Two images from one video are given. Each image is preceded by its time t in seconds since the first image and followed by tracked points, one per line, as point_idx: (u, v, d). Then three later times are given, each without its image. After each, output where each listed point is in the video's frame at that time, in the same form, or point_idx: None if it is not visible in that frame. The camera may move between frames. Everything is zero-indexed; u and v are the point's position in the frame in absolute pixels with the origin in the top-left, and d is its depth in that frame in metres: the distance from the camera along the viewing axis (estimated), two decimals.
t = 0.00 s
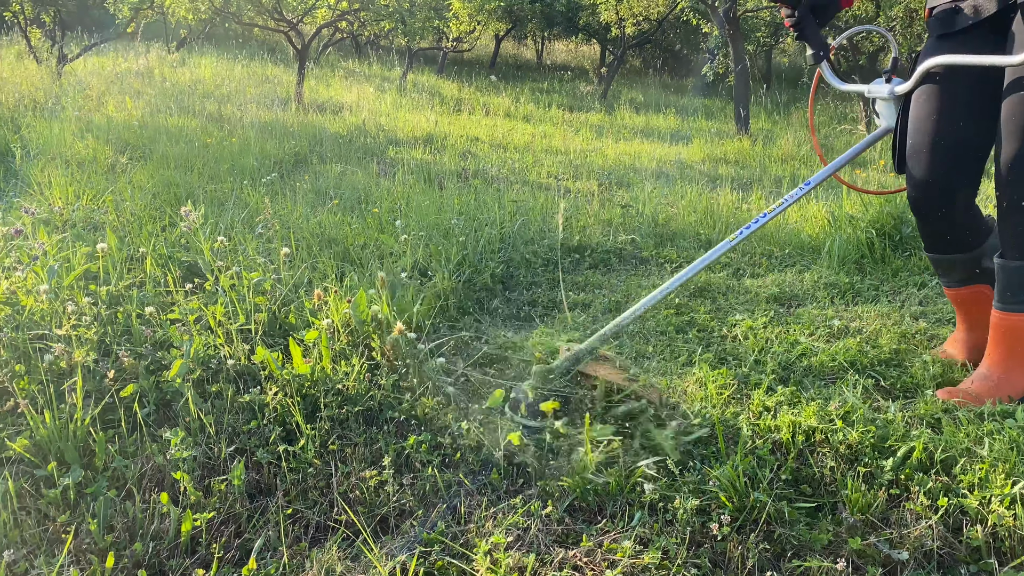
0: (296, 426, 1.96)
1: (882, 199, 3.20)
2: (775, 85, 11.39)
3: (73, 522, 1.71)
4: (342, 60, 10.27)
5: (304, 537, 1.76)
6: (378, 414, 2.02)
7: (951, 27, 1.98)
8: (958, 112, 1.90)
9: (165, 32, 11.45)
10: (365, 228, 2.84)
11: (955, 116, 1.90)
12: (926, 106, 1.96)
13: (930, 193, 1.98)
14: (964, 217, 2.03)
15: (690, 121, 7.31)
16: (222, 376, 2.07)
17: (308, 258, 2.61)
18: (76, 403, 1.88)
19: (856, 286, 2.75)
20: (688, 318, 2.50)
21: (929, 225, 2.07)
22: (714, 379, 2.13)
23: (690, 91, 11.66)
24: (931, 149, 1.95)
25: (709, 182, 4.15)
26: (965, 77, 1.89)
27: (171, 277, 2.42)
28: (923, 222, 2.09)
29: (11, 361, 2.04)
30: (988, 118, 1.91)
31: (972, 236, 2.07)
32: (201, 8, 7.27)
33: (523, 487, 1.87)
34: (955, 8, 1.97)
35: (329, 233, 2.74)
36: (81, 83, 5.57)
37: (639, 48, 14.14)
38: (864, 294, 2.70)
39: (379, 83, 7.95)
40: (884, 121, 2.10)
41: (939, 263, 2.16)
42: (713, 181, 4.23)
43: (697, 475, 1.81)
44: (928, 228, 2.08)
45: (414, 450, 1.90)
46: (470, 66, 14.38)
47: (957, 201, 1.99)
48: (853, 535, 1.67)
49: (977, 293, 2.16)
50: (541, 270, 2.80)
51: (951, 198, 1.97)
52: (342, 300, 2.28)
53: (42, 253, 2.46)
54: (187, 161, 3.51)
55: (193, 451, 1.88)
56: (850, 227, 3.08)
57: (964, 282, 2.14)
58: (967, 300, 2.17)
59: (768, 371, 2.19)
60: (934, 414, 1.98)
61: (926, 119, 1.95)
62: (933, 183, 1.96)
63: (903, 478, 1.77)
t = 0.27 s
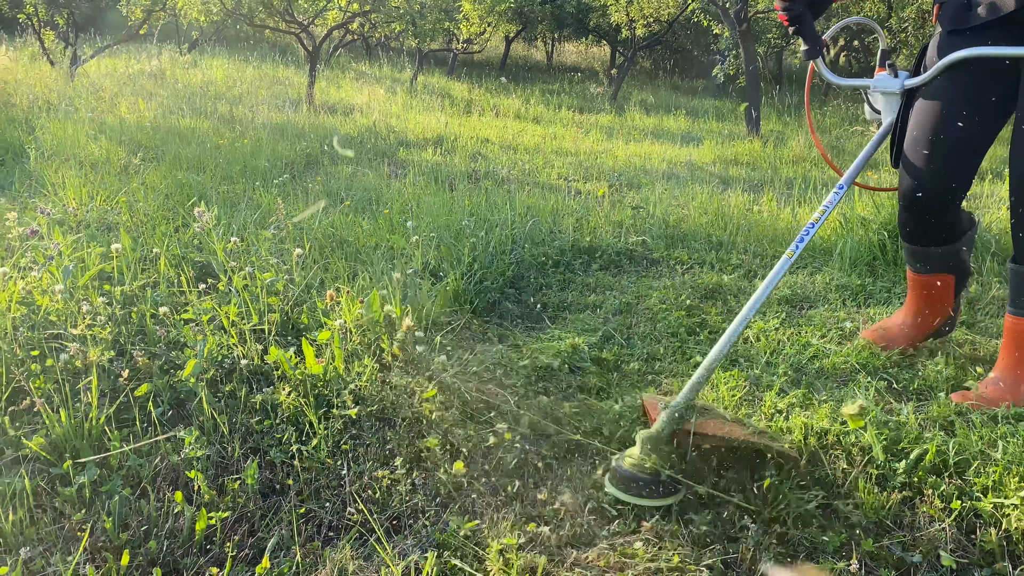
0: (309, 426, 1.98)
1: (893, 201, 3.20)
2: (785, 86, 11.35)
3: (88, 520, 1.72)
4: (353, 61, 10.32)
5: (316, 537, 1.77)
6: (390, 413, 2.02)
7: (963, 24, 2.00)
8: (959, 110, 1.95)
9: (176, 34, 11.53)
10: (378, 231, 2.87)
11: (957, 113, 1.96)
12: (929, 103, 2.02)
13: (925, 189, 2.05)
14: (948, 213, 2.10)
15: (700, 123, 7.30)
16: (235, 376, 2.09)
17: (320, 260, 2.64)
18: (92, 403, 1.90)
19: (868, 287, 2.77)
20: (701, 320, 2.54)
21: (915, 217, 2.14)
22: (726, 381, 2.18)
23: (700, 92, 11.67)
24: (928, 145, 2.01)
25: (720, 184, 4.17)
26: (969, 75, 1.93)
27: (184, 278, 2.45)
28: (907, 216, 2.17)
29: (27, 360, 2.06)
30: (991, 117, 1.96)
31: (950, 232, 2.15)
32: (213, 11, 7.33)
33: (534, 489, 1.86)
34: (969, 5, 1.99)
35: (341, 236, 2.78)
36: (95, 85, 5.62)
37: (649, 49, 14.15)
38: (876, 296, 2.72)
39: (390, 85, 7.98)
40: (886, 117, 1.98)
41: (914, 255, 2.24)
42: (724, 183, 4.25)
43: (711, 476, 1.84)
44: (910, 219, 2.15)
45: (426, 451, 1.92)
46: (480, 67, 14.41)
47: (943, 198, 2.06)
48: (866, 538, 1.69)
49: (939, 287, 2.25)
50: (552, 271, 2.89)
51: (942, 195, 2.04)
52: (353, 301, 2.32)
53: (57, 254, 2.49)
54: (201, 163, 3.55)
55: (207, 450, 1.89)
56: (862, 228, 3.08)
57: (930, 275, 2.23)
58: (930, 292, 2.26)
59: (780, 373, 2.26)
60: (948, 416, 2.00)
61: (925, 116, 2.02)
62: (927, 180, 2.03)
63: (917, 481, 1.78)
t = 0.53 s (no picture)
0: (321, 426, 2.00)
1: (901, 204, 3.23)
2: (793, 88, 11.34)
3: (103, 518, 1.72)
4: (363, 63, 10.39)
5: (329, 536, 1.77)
6: (403, 414, 2.04)
7: (967, 22, 1.99)
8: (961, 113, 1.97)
9: (186, 34, 11.59)
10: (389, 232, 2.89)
11: (960, 117, 1.97)
12: (929, 104, 2.02)
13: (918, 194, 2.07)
14: (931, 220, 2.13)
15: (709, 124, 7.30)
16: (247, 375, 2.12)
17: (331, 263, 2.68)
18: (106, 401, 1.91)
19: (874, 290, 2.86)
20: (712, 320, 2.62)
21: (900, 219, 2.15)
22: (738, 383, 2.29)
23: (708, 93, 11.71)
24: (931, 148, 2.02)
25: (729, 186, 4.21)
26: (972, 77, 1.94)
27: (197, 278, 2.48)
28: (890, 219, 2.18)
29: (41, 359, 2.08)
30: (987, 124, 2.00)
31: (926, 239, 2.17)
32: (224, 12, 7.37)
33: (543, 489, 1.89)
34: (970, 4, 1.98)
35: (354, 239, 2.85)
36: (107, 85, 5.66)
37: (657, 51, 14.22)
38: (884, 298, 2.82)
39: (399, 85, 8.05)
40: (880, 114, 2.00)
41: (886, 259, 2.25)
42: (734, 186, 4.29)
43: (728, 476, 1.91)
44: (895, 222, 2.17)
45: (437, 452, 1.93)
46: (488, 69, 14.44)
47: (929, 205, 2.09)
48: (880, 539, 1.71)
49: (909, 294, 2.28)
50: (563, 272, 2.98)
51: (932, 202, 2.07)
52: (364, 300, 2.37)
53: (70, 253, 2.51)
54: (214, 166, 3.59)
55: (220, 449, 1.91)
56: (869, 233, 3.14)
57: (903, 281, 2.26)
58: (900, 296, 2.29)
59: (794, 373, 2.36)
60: (960, 418, 2.07)
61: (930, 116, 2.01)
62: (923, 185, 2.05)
63: (931, 483, 1.83)
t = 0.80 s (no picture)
0: (332, 425, 2.02)
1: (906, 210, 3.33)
2: (802, 89, 11.32)
3: (115, 515, 1.72)
4: (372, 63, 10.43)
5: (340, 535, 1.77)
6: (414, 414, 2.06)
7: (947, 26, 2.03)
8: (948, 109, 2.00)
9: (196, 35, 11.66)
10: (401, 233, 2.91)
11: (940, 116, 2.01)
12: (911, 107, 2.06)
13: (907, 194, 2.10)
14: (924, 219, 2.15)
15: (717, 125, 7.30)
16: (259, 374, 2.14)
17: (342, 262, 2.70)
18: (118, 399, 1.92)
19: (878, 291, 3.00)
20: (722, 322, 2.77)
21: (894, 221, 2.18)
22: (748, 383, 2.33)
23: (716, 94, 11.72)
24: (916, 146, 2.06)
25: (737, 188, 4.24)
26: (956, 76, 1.98)
27: (208, 277, 2.50)
28: (884, 222, 2.22)
29: (54, 357, 2.09)
30: (973, 121, 2.02)
31: (923, 237, 2.19)
32: (234, 12, 7.42)
33: (555, 489, 1.92)
34: (951, 7, 2.01)
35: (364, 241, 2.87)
36: (118, 86, 5.71)
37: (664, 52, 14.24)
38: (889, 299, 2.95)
39: (408, 86, 8.08)
40: (864, 115, 2.17)
41: (884, 260, 2.28)
42: (742, 188, 4.34)
43: (740, 477, 1.93)
44: (889, 223, 2.20)
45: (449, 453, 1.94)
46: (496, 69, 14.49)
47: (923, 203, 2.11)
48: (892, 541, 1.73)
49: (909, 294, 2.30)
50: (571, 274, 3.05)
51: (925, 200, 2.10)
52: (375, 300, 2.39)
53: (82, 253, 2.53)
54: (225, 168, 3.63)
55: (232, 447, 1.92)
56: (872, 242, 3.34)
57: (901, 281, 2.28)
58: (901, 297, 2.31)
59: (803, 374, 2.42)
60: (973, 420, 2.08)
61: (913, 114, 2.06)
62: (909, 184, 2.09)
63: (944, 484, 1.84)
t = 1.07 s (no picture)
0: (344, 425, 2.03)
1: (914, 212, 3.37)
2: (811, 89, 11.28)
3: (129, 514, 1.73)
4: (382, 63, 10.47)
5: (352, 535, 1.78)
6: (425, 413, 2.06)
7: (921, 29, 2.05)
8: (932, 108, 2.02)
9: (206, 35, 11.71)
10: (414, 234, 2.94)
11: (923, 117, 2.03)
12: (893, 111, 2.09)
13: (898, 196, 2.12)
14: (918, 217, 2.16)
15: (727, 126, 7.29)
16: (270, 374, 2.15)
17: (353, 263, 2.72)
18: (131, 398, 1.93)
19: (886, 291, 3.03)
20: (732, 323, 2.80)
21: (888, 222, 2.20)
22: (760, 385, 2.34)
23: (725, 94, 11.72)
24: (899, 149, 2.08)
25: (747, 189, 4.26)
26: (933, 77, 2.00)
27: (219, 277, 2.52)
28: (879, 223, 2.23)
29: (67, 356, 2.11)
30: (957, 119, 2.05)
31: (919, 236, 2.21)
32: (244, 12, 7.46)
33: (567, 491, 1.94)
34: (925, 10, 2.03)
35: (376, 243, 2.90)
36: (129, 86, 5.74)
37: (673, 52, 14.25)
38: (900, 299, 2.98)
39: (418, 86, 8.11)
40: (856, 117, 2.29)
41: (881, 261, 2.30)
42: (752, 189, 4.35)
43: (752, 478, 1.94)
44: (884, 225, 2.21)
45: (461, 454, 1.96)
46: (504, 69, 14.52)
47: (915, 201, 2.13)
48: (905, 544, 1.73)
49: (909, 293, 2.31)
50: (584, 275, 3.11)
51: (915, 199, 2.12)
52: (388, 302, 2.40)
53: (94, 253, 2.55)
54: (237, 169, 3.66)
55: (244, 447, 1.93)
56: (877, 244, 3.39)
57: (900, 282, 2.29)
58: (900, 297, 2.32)
59: (815, 375, 2.42)
60: (986, 423, 2.08)
61: (896, 117, 2.08)
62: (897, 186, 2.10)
63: (957, 487, 1.84)
